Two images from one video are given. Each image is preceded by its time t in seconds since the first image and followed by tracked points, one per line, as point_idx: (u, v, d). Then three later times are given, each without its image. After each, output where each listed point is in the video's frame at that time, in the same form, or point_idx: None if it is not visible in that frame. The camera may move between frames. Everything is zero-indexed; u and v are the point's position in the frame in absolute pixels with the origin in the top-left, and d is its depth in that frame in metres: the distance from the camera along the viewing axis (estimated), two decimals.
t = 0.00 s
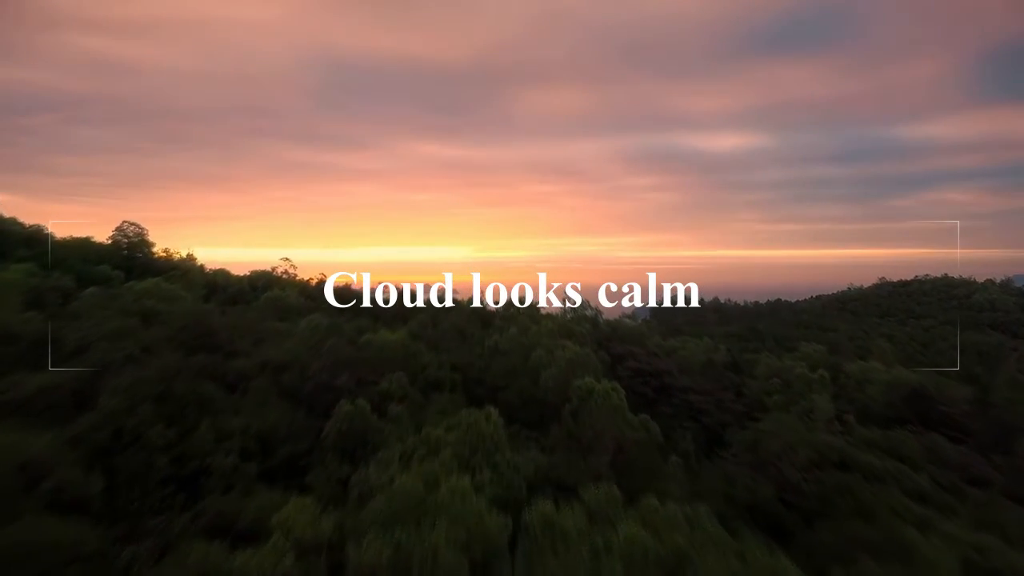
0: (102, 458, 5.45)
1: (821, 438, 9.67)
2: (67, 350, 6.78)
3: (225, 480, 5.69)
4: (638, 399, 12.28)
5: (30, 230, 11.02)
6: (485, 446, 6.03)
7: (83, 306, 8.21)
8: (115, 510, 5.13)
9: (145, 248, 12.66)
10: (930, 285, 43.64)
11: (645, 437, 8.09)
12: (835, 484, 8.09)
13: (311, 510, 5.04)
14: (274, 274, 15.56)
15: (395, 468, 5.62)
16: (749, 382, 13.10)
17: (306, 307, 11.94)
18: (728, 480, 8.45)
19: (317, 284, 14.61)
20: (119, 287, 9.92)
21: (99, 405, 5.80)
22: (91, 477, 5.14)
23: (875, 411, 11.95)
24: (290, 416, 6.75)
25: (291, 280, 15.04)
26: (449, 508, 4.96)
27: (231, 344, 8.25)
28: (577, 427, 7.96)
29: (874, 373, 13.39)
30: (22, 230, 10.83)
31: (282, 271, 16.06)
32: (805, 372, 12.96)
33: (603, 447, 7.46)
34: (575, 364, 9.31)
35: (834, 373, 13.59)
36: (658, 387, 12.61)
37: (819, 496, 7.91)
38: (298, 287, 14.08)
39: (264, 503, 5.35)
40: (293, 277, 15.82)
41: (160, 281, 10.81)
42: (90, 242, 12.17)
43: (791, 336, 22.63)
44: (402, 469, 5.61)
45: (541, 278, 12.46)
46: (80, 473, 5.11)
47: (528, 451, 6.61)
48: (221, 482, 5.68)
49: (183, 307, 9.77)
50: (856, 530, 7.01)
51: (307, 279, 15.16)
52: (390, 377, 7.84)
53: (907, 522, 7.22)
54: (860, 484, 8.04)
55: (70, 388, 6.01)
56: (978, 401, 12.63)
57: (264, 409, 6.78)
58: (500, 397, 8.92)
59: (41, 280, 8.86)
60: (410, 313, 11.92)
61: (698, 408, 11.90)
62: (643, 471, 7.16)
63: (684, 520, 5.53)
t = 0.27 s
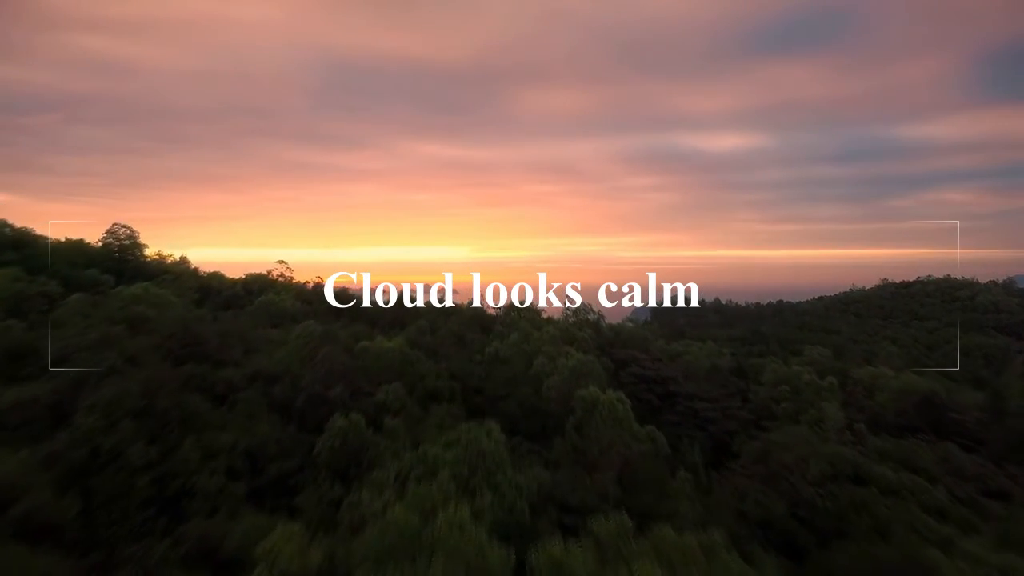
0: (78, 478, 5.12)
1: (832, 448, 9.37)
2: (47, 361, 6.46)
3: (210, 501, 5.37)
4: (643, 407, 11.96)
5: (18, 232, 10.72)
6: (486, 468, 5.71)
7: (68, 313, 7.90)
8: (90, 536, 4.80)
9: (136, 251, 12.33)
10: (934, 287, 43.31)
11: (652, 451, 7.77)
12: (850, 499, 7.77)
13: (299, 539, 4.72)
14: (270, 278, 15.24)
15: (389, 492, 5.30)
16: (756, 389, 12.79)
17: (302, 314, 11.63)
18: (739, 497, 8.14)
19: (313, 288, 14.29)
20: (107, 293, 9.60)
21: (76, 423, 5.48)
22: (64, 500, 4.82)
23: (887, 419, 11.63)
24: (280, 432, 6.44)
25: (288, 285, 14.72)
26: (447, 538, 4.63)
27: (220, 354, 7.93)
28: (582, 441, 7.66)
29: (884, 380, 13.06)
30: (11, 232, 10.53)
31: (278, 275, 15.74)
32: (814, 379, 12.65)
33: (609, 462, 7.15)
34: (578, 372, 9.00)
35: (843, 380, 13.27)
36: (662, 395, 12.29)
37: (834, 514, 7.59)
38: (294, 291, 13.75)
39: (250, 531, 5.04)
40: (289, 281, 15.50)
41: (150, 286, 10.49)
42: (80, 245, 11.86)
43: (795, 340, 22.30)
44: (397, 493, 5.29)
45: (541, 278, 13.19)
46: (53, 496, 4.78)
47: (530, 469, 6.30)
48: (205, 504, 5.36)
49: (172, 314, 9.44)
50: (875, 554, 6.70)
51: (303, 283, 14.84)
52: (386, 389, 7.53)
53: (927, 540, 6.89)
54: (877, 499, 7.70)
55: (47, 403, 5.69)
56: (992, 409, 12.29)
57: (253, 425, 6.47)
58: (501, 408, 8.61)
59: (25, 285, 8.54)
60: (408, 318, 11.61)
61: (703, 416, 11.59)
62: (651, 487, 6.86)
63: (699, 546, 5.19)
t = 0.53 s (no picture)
0: (51, 501, 4.80)
1: (845, 460, 9.04)
2: (23, 373, 6.13)
3: (192, 525, 5.04)
4: (648, 415, 11.64)
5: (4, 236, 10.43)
6: (487, 491, 5.39)
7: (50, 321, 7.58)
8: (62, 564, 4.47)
9: (128, 254, 12.01)
10: (938, 289, 42.98)
11: (660, 466, 7.45)
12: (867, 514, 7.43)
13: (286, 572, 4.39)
14: (265, 282, 14.93)
15: (384, 520, 4.98)
16: (764, 397, 12.46)
17: (297, 319, 11.30)
18: (749, 512, 7.82)
19: (309, 293, 13.96)
20: (94, 299, 9.28)
21: (49, 442, 5.16)
22: (35, 527, 4.49)
23: (899, 427, 11.29)
24: (270, 447, 6.12)
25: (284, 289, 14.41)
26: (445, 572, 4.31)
27: (209, 363, 7.61)
28: (586, 454, 7.34)
29: (895, 386, 12.72)
30: None
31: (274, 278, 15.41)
32: (823, 385, 12.32)
33: (615, 477, 6.83)
34: (582, 382, 8.68)
35: (853, 386, 12.93)
36: (668, 402, 11.97)
37: (850, 532, 7.26)
38: (290, 295, 13.42)
39: (235, 559, 4.72)
40: (286, 284, 15.17)
41: (140, 291, 10.17)
42: (69, 247, 11.56)
43: (800, 343, 21.95)
44: (392, 520, 4.97)
45: (541, 277, 12.92)
46: (22, 523, 4.46)
47: (533, 487, 5.98)
48: (187, 528, 5.04)
49: (162, 321, 9.11)
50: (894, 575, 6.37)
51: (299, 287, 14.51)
52: (382, 401, 7.21)
53: (950, 561, 6.56)
54: (895, 515, 7.38)
55: (21, 419, 5.36)
56: (1007, 417, 11.94)
57: (241, 440, 6.15)
58: (502, 418, 8.28)
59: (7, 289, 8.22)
60: (407, 323, 11.28)
61: (710, 424, 11.27)
62: (659, 505, 6.54)
63: None
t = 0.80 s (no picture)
0: (18, 529, 4.46)
1: (859, 473, 8.70)
2: None
3: (171, 553, 4.71)
4: (653, 424, 11.30)
5: None
6: (489, 518, 5.06)
7: (29, 330, 7.25)
8: None
9: (117, 258, 11.67)
10: (941, 290, 42.65)
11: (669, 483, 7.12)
12: (885, 534, 7.10)
13: None
14: (260, 285, 14.59)
15: (377, 553, 4.66)
16: (771, 404, 12.13)
17: (291, 326, 10.97)
18: (761, 530, 7.48)
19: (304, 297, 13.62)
20: (79, 306, 8.96)
21: (18, 463, 4.82)
22: None
23: (912, 436, 10.96)
24: (257, 465, 5.79)
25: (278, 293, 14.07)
26: None
27: (196, 373, 7.27)
28: (592, 471, 7.01)
29: (907, 393, 12.38)
30: None
31: (269, 281, 15.06)
32: (832, 393, 11.99)
33: (622, 495, 6.51)
34: (586, 392, 8.35)
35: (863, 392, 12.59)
36: (673, 410, 11.64)
37: (867, 553, 6.93)
38: (284, 300, 13.08)
39: None
40: (281, 287, 14.83)
41: (128, 296, 9.84)
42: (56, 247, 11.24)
43: (805, 346, 21.62)
44: (387, 552, 4.64)
45: (541, 277, 13.06)
46: None
47: (537, 511, 5.65)
48: (166, 557, 4.70)
49: (149, 330, 8.76)
50: None
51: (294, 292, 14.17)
52: (377, 414, 6.89)
53: None
54: (914, 534, 7.03)
55: None
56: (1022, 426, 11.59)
57: (227, 458, 5.82)
58: (503, 430, 7.96)
59: None
60: (404, 329, 10.93)
61: (718, 433, 10.94)
62: (669, 527, 6.21)
63: None
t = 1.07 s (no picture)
0: None
1: (875, 487, 8.35)
2: None
3: None
4: (658, 434, 10.95)
5: None
6: (491, 548, 4.72)
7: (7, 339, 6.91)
8: None
9: (107, 261, 11.32)
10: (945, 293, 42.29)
11: (679, 502, 6.78)
12: (906, 555, 6.74)
13: None
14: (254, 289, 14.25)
15: None
16: (780, 412, 11.80)
17: (285, 332, 10.64)
18: (775, 550, 7.12)
19: (300, 302, 13.29)
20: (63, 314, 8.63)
21: None
22: None
23: (926, 447, 10.61)
24: (243, 486, 5.45)
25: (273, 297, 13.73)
26: None
27: (183, 385, 6.94)
28: (598, 490, 6.67)
29: (920, 401, 12.01)
30: None
31: (264, 284, 14.73)
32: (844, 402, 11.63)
33: (631, 516, 6.17)
34: (591, 404, 8.03)
35: (874, 400, 12.25)
36: (679, 418, 11.31)
37: None
38: (278, 304, 12.75)
39: None
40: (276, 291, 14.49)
41: (115, 302, 9.50)
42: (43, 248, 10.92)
43: (810, 351, 21.28)
44: None
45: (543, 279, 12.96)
46: None
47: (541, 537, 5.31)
48: None
49: (135, 339, 8.43)
50: None
51: (290, 296, 13.85)
52: (372, 429, 6.56)
53: None
54: (937, 555, 6.68)
55: None
56: None
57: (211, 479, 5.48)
58: (505, 444, 7.62)
59: None
60: (402, 336, 10.58)
61: (726, 443, 10.61)
62: (681, 550, 5.86)
63: None
